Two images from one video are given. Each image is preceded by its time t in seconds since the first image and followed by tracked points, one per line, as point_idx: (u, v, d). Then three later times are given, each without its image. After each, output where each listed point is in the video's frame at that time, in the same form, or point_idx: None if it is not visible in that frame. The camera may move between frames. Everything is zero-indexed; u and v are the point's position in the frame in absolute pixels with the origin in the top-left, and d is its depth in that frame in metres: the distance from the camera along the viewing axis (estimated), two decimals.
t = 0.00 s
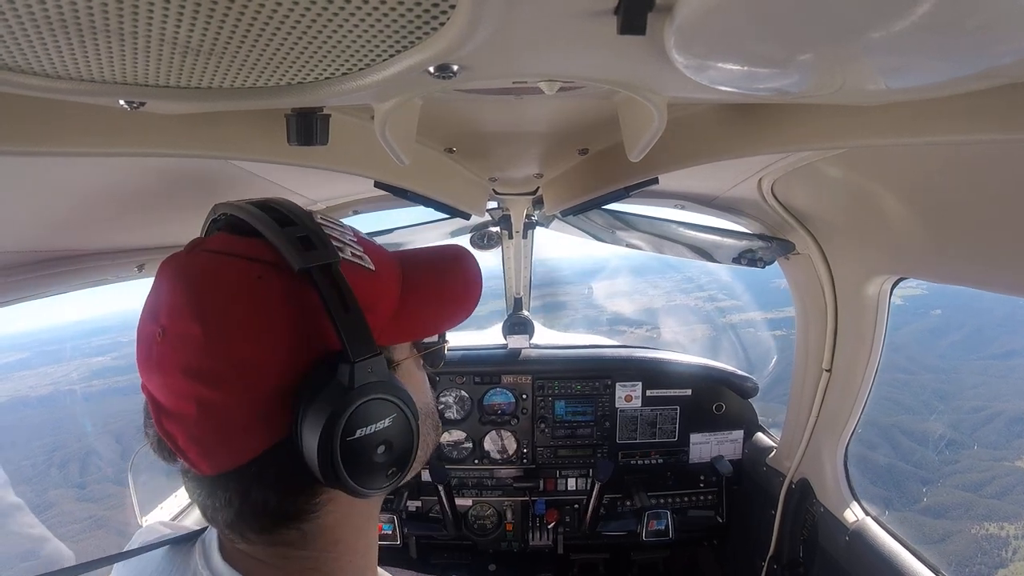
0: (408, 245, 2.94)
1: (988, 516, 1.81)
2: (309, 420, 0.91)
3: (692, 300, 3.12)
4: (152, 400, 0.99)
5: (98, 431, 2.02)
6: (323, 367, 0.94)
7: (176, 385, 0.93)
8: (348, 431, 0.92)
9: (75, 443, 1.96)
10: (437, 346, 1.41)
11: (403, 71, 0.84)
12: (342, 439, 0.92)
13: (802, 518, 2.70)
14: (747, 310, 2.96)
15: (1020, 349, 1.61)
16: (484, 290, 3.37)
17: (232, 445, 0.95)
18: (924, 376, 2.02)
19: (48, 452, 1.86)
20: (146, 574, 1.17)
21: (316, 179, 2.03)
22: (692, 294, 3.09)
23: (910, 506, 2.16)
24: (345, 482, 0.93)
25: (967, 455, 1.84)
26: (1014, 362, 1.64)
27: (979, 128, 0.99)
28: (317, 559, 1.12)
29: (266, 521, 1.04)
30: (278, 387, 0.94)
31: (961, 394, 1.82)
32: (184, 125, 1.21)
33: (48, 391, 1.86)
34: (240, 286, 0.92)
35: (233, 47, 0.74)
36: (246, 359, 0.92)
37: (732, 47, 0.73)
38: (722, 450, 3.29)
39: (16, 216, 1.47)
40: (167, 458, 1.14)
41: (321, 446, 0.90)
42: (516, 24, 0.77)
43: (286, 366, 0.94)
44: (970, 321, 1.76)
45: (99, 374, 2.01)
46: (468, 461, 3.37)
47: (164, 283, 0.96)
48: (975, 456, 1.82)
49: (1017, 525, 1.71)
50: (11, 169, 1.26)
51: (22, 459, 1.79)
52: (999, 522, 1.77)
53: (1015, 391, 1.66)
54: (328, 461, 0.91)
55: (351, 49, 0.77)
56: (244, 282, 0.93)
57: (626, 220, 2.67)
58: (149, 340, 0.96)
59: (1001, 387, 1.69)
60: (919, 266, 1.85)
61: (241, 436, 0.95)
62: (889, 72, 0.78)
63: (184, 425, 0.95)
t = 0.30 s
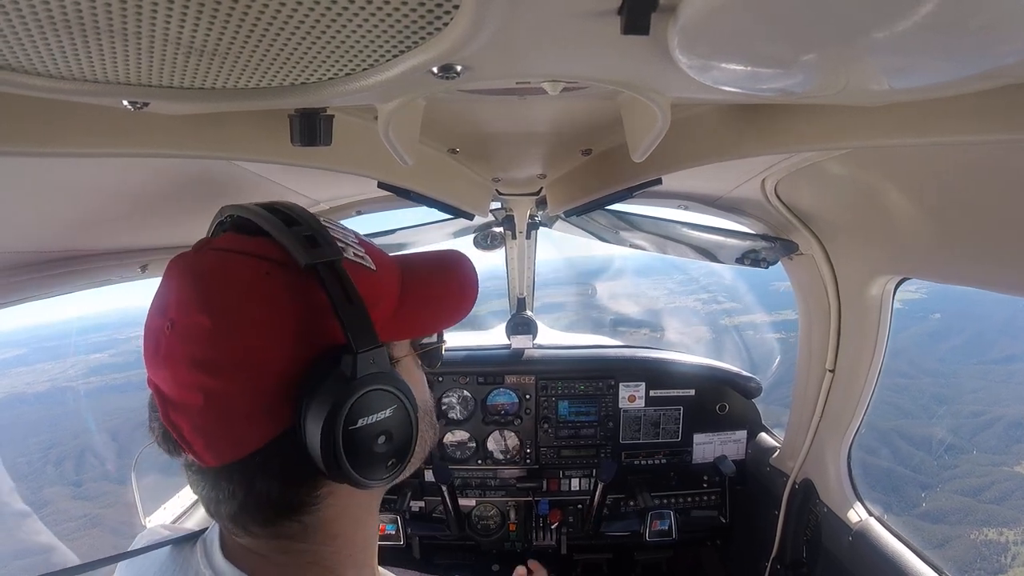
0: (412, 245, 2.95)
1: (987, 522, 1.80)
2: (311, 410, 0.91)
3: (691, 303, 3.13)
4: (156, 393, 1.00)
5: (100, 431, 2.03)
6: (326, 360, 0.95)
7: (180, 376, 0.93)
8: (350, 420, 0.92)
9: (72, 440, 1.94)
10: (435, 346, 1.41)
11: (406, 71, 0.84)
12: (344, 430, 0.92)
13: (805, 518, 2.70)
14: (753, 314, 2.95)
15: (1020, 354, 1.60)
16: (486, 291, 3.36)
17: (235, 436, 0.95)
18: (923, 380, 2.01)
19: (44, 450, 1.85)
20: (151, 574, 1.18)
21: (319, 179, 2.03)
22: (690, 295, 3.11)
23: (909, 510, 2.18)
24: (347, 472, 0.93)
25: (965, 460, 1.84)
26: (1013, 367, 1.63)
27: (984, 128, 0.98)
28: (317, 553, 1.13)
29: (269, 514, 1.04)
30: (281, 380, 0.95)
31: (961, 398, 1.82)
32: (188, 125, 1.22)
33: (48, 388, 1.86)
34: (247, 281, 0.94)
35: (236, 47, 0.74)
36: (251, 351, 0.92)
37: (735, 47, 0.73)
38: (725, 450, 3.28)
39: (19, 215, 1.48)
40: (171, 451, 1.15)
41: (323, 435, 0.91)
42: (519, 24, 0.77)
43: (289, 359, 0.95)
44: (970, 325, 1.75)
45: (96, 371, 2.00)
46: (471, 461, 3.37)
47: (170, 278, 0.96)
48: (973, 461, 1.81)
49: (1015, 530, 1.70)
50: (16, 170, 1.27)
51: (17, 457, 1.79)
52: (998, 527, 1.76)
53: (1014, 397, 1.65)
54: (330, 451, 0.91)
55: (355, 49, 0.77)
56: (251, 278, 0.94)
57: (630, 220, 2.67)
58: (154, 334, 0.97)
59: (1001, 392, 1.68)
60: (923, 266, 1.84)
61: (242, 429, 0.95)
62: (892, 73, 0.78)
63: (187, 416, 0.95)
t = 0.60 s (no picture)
0: (415, 246, 2.95)
1: (986, 526, 1.80)
2: (302, 414, 0.92)
3: (690, 304, 3.14)
4: (153, 391, 1.01)
5: (94, 431, 1.99)
6: (319, 365, 0.95)
7: (175, 378, 0.93)
8: (340, 428, 0.92)
9: (66, 438, 1.87)
10: (440, 348, 1.39)
11: (408, 71, 0.84)
12: (334, 437, 0.92)
13: (807, 518, 2.69)
14: (755, 317, 2.98)
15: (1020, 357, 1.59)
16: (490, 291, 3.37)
17: (228, 438, 0.96)
18: (921, 383, 2.01)
19: (38, 447, 1.78)
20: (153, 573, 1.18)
21: (321, 179, 2.03)
22: (689, 297, 3.12)
23: (908, 513, 2.19)
24: (337, 479, 0.93)
25: (964, 463, 1.83)
26: (1013, 369, 1.62)
27: (987, 128, 0.98)
28: (317, 555, 1.12)
29: (263, 516, 1.04)
30: (272, 384, 0.95)
31: (959, 401, 1.80)
32: (190, 125, 1.22)
33: (42, 386, 1.79)
34: (240, 284, 0.94)
35: (238, 47, 0.74)
36: (243, 356, 0.93)
37: (737, 48, 0.73)
38: (727, 450, 3.27)
39: (21, 215, 1.48)
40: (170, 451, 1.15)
41: (312, 442, 0.91)
42: (520, 25, 0.77)
43: (281, 363, 0.95)
44: (970, 328, 1.75)
45: (92, 369, 1.96)
46: (473, 461, 3.38)
47: (167, 278, 0.97)
48: (972, 465, 1.81)
49: (1014, 535, 1.71)
50: (19, 170, 1.27)
51: (11, 454, 1.72)
52: (997, 532, 1.76)
53: (1014, 401, 1.64)
54: (319, 458, 0.92)
55: (357, 49, 0.77)
56: (244, 281, 0.94)
57: (632, 220, 2.66)
58: (150, 332, 0.97)
59: (1000, 396, 1.67)
60: (926, 265, 1.84)
61: (234, 430, 0.96)
62: (895, 73, 0.78)
63: (183, 417, 0.96)
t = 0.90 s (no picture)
0: (415, 247, 2.95)
1: (985, 530, 1.80)
2: (288, 424, 0.91)
3: (687, 305, 3.12)
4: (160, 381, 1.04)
5: (92, 430, 1.97)
6: (310, 374, 0.94)
7: (176, 373, 0.96)
8: (322, 444, 0.90)
9: (63, 437, 1.86)
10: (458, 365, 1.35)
11: (408, 71, 0.84)
12: (316, 452, 0.90)
13: (806, 520, 2.69)
14: (755, 317, 2.96)
15: (1019, 359, 1.59)
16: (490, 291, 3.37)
17: (221, 438, 0.98)
18: (920, 386, 2.01)
19: (33, 446, 1.77)
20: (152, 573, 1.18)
21: (320, 180, 2.03)
22: (687, 297, 3.09)
23: (907, 516, 2.18)
24: (318, 494, 0.91)
25: (961, 467, 1.82)
26: (1012, 372, 1.62)
27: (987, 129, 0.98)
28: (316, 561, 1.11)
29: (255, 519, 1.04)
30: (266, 388, 0.96)
31: (956, 404, 1.80)
32: (190, 125, 1.22)
33: (41, 383, 1.78)
34: (243, 286, 0.94)
35: (237, 48, 0.74)
36: (239, 358, 0.94)
37: (737, 48, 0.73)
38: (727, 451, 3.27)
39: (19, 216, 1.47)
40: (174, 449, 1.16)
41: (293, 456, 0.89)
42: (521, 25, 0.77)
43: (276, 368, 0.96)
44: (968, 331, 1.74)
45: (88, 368, 1.95)
46: (473, 462, 3.37)
47: (177, 273, 0.99)
48: (970, 468, 1.80)
49: (1013, 539, 1.71)
50: (20, 171, 1.28)
51: (7, 453, 1.72)
52: (996, 536, 1.77)
53: (1013, 404, 1.64)
54: (300, 472, 0.90)
55: (357, 49, 0.77)
56: (247, 283, 0.94)
57: (632, 221, 2.66)
58: (160, 325, 1.00)
59: (998, 399, 1.67)
60: (925, 265, 1.84)
61: (229, 429, 0.97)
62: (896, 73, 0.77)
63: (181, 412, 0.98)
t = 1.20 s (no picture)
0: (413, 248, 2.95)
1: (984, 532, 1.80)
2: (304, 424, 0.90)
3: (685, 305, 3.14)
4: (175, 377, 1.04)
5: (88, 429, 1.96)
6: (327, 375, 0.93)
7: (193, 367, 0.97)
8: (339, 443, 0.90)
9: (59, 437, 1.85)
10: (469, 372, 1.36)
11: (406, 72, 0.84)
12: (333, 452, 0.90)
13: (805, 521, 2.70)
14: (752, 318, 2.97)
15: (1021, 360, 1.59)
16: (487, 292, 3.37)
17: (233, 433, 0.98)
18: (919, 387, 2.01)
19: (30, 446, 1.77)
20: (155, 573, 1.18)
21: (317, 181, 2.02)
22: (685, 298, 3.12)
23: (906, 518, 2.18)
24: (333, 494, 0.90)
25: (960, 469, 1.82)
26: (1011, 372, 1.62)
27: (985, 130, 0.99)
28: (322, 559, 1.10)
29: (265, 515, 1.04)
30: (281, 387, 0.95)
31: (954, 406, 1.80)
32: (188, 127, 1.21)
33: (37, 383, 1.78)
34: (264, 284, 0.95)
35: (235, 49, 0.74)
36: (257, 354, 0.94)
37: (736, 48, 0.73)
38: (725, 452, 3.27)
39: (15, 217, 1.47)
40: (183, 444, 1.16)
41: (310, 454, 0.89)
42: (519, 26, 0.77)
43: (293, 366, 0.95)
44: (967, 331, 1.75)
45: (85, 367, 1.92)
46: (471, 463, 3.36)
47: (200, 268, 1.00)
48: (969, 469, 1.80)
49: (1012, 542, 1.71)
50: (19, 173, 1.28)
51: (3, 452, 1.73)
52: (995, 538, 1.76)
53: (1012, 405, 1.64)
54: (315, 472, 0.89)
55: (356, 50, 0.77)
56: (267, 281, 0.96)
57: (630, 223, 2.66)
58: (180, 320, 1.01)
59: (997, 400, 1.68)
60: (924, 265, 1.84)
61: (243, 426, 0.97)
62: (894, 73, 0.78)
63: (195, 406, 0.99)
